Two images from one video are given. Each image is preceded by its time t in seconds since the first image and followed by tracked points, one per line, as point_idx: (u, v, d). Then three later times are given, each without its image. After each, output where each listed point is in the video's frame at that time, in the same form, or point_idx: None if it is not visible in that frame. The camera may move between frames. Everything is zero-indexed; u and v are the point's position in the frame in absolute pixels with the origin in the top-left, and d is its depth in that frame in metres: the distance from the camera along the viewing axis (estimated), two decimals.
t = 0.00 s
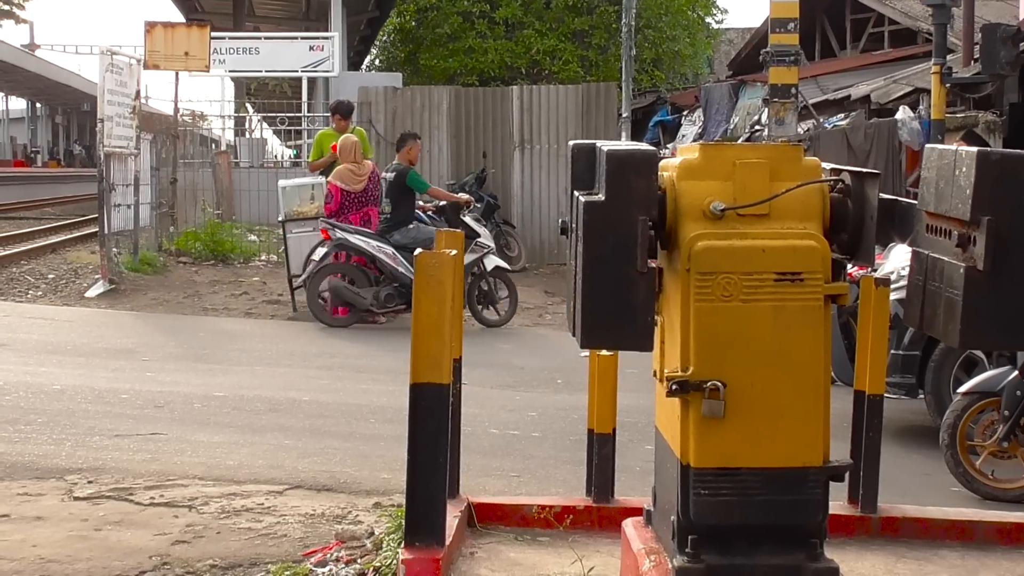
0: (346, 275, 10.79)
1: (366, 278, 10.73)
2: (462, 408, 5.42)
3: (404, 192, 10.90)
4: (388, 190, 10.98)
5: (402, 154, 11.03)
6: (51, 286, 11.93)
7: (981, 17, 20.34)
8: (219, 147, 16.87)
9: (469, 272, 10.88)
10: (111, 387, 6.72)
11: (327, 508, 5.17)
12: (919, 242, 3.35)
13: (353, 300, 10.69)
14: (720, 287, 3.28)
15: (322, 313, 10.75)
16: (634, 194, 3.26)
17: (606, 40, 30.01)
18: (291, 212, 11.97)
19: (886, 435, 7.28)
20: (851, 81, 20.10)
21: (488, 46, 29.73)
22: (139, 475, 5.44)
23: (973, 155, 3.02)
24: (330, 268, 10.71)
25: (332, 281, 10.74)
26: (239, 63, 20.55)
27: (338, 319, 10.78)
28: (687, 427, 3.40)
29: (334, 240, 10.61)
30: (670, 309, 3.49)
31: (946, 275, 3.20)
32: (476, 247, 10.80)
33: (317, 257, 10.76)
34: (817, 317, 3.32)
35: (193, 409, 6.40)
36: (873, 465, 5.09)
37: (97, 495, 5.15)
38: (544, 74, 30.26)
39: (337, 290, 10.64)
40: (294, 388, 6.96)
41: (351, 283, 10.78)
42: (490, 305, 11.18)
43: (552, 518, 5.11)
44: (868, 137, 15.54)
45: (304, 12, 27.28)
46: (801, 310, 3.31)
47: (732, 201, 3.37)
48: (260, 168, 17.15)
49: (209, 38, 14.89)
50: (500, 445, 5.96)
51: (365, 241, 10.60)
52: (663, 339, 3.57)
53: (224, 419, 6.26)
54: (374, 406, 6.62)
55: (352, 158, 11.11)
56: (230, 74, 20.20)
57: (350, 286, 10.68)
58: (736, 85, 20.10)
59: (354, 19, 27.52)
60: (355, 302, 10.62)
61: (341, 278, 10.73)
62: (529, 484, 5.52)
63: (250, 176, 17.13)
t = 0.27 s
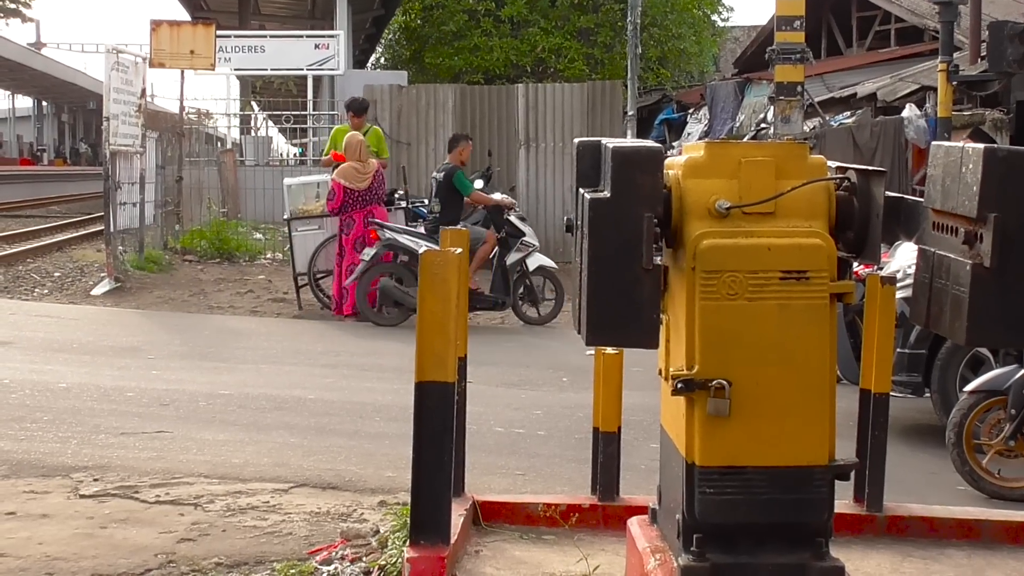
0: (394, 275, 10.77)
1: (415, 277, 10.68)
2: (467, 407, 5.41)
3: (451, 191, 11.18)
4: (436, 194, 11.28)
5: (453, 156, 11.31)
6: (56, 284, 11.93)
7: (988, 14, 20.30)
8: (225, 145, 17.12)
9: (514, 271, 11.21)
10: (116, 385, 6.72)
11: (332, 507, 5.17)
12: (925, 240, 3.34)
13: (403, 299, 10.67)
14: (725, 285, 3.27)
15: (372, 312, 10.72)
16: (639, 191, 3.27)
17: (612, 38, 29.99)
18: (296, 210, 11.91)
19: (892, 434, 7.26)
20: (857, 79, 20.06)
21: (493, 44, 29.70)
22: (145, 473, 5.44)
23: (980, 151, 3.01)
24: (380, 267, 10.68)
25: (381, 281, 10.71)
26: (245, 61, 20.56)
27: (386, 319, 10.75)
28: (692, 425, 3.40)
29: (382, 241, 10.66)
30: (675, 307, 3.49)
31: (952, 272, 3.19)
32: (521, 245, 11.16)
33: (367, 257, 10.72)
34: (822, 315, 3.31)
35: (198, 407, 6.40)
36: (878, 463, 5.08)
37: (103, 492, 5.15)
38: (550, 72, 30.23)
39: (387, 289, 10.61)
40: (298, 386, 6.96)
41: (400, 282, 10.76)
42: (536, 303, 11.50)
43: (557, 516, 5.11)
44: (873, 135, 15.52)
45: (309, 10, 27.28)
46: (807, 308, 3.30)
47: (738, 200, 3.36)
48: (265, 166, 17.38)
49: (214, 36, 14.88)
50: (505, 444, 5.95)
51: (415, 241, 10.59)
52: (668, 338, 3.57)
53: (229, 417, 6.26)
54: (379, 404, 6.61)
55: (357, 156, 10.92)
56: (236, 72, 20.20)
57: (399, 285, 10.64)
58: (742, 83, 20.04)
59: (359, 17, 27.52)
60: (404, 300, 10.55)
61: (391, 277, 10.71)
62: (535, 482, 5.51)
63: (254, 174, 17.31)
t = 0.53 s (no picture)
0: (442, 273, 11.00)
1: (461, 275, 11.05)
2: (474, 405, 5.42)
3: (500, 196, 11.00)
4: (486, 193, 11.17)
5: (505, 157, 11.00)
6: (64, 282, 11.91)
7: (996, 12, 20.25)
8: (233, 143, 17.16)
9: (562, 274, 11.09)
10: (124, 383, 6.73)
11: (339, 504, 5.18)
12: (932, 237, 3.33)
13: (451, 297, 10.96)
14: (732, 283, 3.27)
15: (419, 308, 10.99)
16: (645, 185, 3.28)
17: (618, 36, 29.96)
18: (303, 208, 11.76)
19: (900, 432, 7.25)
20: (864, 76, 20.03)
21: (500, 42, 29.69)
22: (152, 470, 5.46)
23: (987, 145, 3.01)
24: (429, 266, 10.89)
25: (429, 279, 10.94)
26: (252, 59, 20.60)
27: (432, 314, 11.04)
28: (698, 424, 3.39)
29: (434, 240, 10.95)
30: (681, 306, 3.48)
31: (959, 268, 3.18)
32: (568, 247, 10.99)
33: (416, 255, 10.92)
34: (829, 313, 3.31)
35: (205, 405, 6.41)
36: (885, 462, 5.07)
37: (110, 490, 5.17)
38: (557, 70, 30.21)
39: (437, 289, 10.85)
40: (305, 384, 6.97)
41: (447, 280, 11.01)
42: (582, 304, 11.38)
43: (563, 515, 5.11)
44: (881, 133, 15.56)
45: (316, 8, 27.30)
46: (813, 306, 3.30)
47: (744, 197, 3.36)
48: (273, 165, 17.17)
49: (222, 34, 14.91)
50: (511, 442, 5.95)
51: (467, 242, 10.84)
52: (674, 337, 3.57)
53: (236, 414, 6.27)
54: (385, 402, 6.61)
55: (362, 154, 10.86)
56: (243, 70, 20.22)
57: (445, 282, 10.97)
58: (750, 81, 20.01)
59: (366, 16, 27.50)
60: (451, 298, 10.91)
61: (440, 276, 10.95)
62: (541, 481, 5.51)
63: (263, 173, 17.14)
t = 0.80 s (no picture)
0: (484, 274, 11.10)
1: (504, 278, 11.08)
2: (482, 407, 5.42)
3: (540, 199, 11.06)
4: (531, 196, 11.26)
5: (549, 161, 10.98)
6: (73, 283, 11.87)
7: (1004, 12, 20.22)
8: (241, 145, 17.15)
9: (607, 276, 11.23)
10: (132, 384, 6.73)
11: (347, 507, 5.19)
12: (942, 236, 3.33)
13: (492, 298, 11.00)
14: (740, 286, 3.27)
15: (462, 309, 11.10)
16: (652, 180, 3.31)
17: (626, 37, 29.92)
18: (310, 209, 11.82)
19: (908, 434, 7.25)
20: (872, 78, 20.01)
21: (507, 44, 29.65)
22: (160, 472, 5.46)
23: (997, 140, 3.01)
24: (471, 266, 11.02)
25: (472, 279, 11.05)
26: (260, 60, 20.61)
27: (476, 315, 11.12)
28: (706, 427, 3.39)
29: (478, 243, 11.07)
30: (690, 308, 3.49)
31: (968, 265, 3.18)
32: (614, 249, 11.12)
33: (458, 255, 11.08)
34: (836, 315, 3.31)
35: (214, 407, 6.42)
36: (894, 464, 5.07)
37: (119, 492, 5.18)
38: (565, 71, 30.16)
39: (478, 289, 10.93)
40: (314, 385, 6.98)
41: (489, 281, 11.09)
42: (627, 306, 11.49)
43: (572, 517, 5.13)
44: (889, 133, 15.55)
45: (324, 9, 27.30)
46: (821, 308, 3.29)
47: (752, 199, 3.36)
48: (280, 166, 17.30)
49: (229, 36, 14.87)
50: (520, 444, 5.95)
51: (509, 244, 10.93)
52: (683, 339, 3.57)
53: (244, 416, 6.27)
54: (393, 404, 6.61)
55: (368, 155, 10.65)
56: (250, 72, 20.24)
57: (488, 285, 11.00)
58: (758, 82, 19.99)
59: (373, 17, 27.50)
60: (495, 301, 10.96)
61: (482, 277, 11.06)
62: (550, 482, 5.52)
63: (270, 174, 17.23)
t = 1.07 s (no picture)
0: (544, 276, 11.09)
1: (562, 279, 10.96)
2: (514, 407, 5.43)
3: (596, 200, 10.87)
4: (587, 196, 11.32)
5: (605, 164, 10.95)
6: (106, 283, 11.80)
7: None
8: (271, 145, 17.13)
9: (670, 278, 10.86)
10: (165, 384, 6.75)
11: (380, 506, 5.20)
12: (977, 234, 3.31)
13: (550, 300, 10.93)
14: (774, 287, 3.26)
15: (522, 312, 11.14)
16: (687, 177, 3.34)
17: (657, 37, 29.83)
18: (343, 211, 11.72)
19: (942, 436, 7.21)
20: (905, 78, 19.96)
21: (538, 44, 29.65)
22: (194, 471, 5.49)
23: None
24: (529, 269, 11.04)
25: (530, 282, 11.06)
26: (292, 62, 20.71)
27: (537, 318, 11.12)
28: (741, 428, 3.38)
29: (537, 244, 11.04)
30: (723, 309, 3.49)
31: (1006, 264, 3.16)
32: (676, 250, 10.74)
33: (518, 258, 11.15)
34: (871, 316, 3.30)
35: (246, 406, 6.43)
36: (930, 466, 5.07)
37: (154, 491, 5.20)
38: (595, 71, 30.13)
39: (534, 290, 10.92)
40: (346, 385, 6.99)
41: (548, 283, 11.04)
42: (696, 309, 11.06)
43: (606, 518, 5.14)
44: (923, 134, 15.38)
45: (354, 10, 27.35)
46: (856, 309, 3.28)
47: (787, 201, 3.35)
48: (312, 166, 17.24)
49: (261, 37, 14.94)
50: (552, 445, 5.95)
51: (564, 244, 10.88)
52: (716, 339, 3.57)
53: (277, 416, 6.29)
54: (426, 404, 6.62)
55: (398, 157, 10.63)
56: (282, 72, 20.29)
57: (545, 286, 10.95)
58: (790, 82, 19.94)
59: (404, 17, 27.52)
60: (551, 302, 10.89)
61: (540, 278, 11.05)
62: (582, 483, 5.52)
63: (302, 175, 17.17)
